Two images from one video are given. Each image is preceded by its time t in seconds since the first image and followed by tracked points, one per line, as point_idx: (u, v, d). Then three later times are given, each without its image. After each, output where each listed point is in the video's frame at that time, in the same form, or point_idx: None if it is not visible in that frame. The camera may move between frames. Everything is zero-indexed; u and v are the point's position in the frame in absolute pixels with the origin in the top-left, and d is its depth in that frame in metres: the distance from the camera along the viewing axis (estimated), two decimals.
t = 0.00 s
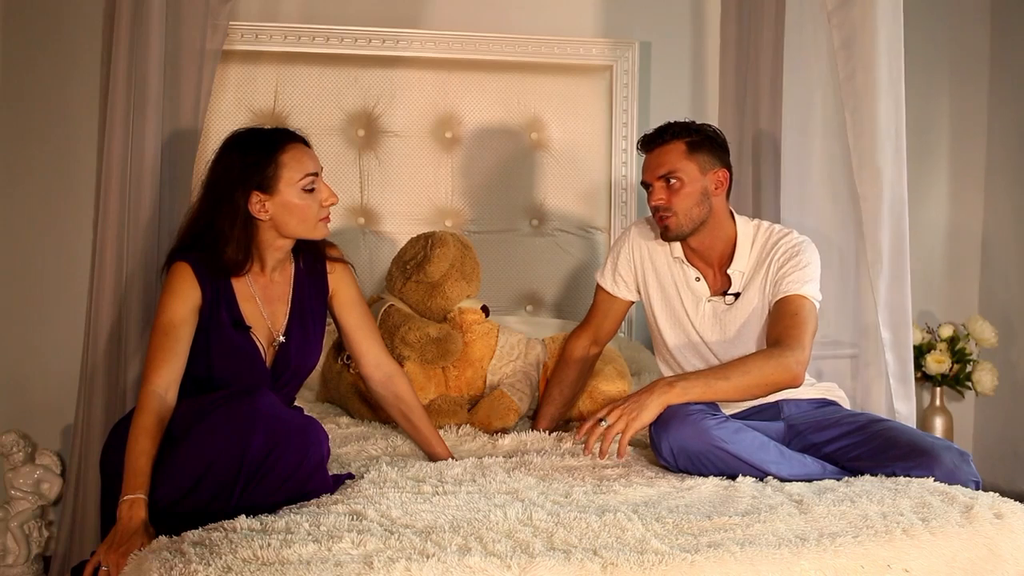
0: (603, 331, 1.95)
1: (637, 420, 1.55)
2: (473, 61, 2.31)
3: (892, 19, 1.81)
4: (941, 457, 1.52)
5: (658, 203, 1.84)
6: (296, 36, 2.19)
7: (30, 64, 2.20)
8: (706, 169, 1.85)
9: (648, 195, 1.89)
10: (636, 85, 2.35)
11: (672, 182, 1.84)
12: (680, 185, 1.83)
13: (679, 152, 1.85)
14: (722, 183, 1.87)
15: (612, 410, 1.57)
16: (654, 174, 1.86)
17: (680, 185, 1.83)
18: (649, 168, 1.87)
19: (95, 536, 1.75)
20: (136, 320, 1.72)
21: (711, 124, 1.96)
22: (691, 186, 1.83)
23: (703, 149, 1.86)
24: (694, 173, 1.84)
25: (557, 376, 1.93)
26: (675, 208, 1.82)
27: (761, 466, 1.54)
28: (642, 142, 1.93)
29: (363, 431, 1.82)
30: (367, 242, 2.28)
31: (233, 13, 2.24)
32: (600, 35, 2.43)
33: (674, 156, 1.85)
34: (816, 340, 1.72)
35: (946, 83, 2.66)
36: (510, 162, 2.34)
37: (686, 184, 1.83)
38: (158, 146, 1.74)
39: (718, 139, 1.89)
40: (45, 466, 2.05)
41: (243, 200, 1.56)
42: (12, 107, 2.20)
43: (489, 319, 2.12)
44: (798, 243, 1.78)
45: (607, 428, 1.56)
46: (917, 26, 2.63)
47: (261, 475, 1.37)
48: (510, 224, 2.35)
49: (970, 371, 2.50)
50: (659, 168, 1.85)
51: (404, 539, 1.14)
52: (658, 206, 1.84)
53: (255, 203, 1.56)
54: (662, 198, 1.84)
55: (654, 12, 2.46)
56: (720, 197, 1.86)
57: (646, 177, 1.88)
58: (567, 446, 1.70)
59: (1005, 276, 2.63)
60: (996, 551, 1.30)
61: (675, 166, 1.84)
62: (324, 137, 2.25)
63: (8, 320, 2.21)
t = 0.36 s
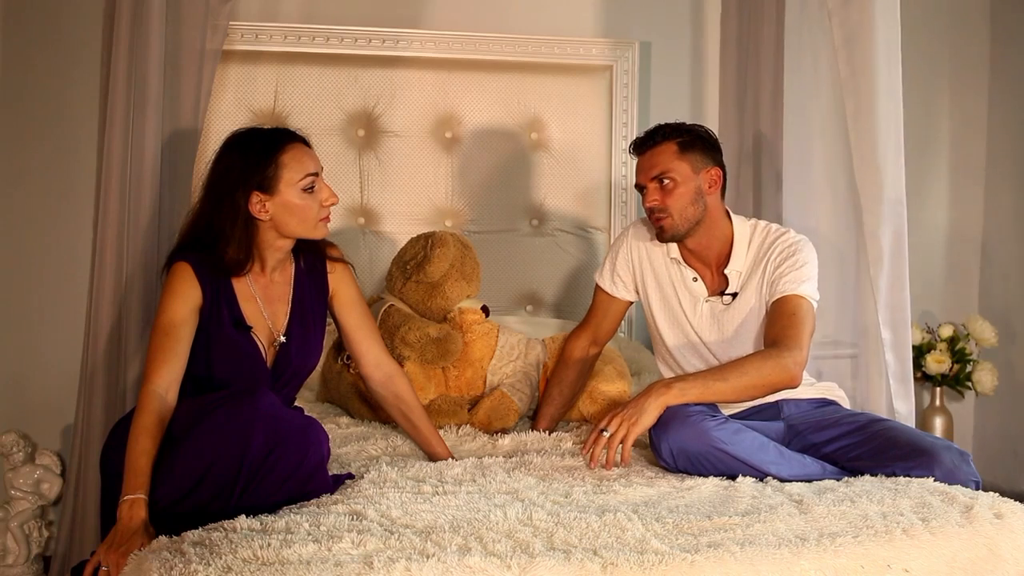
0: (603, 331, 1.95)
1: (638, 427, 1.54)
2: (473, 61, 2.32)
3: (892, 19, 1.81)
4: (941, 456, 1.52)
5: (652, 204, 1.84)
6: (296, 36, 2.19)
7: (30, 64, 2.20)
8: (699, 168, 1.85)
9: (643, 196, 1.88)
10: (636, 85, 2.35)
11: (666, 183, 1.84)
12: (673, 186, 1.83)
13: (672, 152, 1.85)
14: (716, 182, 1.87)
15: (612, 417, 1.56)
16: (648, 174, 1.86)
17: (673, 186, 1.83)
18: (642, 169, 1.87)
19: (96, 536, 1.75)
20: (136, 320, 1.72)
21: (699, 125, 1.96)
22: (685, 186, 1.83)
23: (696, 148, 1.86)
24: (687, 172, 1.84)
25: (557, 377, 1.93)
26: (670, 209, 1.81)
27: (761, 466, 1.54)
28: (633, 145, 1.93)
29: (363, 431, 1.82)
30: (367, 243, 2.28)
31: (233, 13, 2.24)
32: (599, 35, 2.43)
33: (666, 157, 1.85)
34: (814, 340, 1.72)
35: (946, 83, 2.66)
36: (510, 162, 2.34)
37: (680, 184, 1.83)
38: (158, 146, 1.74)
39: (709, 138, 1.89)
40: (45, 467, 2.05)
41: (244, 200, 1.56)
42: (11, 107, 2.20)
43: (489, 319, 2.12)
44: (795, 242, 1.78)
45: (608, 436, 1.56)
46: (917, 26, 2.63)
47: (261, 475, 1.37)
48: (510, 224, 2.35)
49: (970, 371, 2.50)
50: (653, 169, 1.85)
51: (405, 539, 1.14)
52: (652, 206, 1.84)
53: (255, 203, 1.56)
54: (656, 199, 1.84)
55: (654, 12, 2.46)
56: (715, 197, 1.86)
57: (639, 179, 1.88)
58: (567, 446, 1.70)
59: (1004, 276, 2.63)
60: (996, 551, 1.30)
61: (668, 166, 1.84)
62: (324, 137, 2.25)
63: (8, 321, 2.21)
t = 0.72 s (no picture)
0: (604, 331, 1.94)
1: (638, 424, 1.54)
2: (473, 61, 2.31)
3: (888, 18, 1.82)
4: (941, 457, 1.52)
5: (654, 207, 1.84)
6: (295, 37, 2.19)
7: (30, 64, 2.20)
8: (701, 170, 1.85)
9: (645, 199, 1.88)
10: (636, 85, 2.35)
11: (668, 185, 1.83)
12: (676, 188, 1.83)
13: (674, 154, 1.85)
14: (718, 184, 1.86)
15: (612, 414, 1.56)
16: (650, 177, 1.86)
17: (676, 188, 1.83)
18: (644, 171, 1.87)
19: (96, 535, 1.75)
20: (136, 319, 1.72)
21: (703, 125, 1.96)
22: (688, 188, 1.83)
23: (698, 151, 1.85)
24: (689, 174, 1.84)
25: (557, 377, 1.93)
26: (672, 211, 1.82)
27: (761, 467, 1.54)
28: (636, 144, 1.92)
29: (363, 431, 1.82)
30: (367, 243, 2.28)
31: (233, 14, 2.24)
32: (599, 35, 2.43)
33: (668, 158, 1.85)
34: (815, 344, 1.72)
35: (946, 83, 2.65)
36: (510, 162, 2.34)
37: (682, 186, 1.83)
38: (158, 146, 1.74)
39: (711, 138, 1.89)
40: (46, 466, 2.05)
41: (243, 199, 1.56)
42: (11, 107, 2.20)
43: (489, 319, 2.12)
44: (796, 245, 1.77)
45: (607, 431, 1.56)
46: (917, 26, 2.63)
47: (261, 475, 1.37)
48: (510, 224, 2.35)
49: (970, 371, 2.50)
50: (654, 172, 1.85)
51: (405, 539, 1.14)
52: (655, 209, 1.84)
53: (256, 203, 1.56)
54: (659, 201, 1.84)
55: (654, 12, 2.46)
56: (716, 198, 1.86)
57: (642, 181, 1.88)
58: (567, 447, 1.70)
59: (1004, 276, 2.63)
60: (997, 551, 1.30)
61: (670, 169, 1.84)
62: (324, 137, 2.25)
63: (8, 321, 2.21)
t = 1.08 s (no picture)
0: (604, 331, 1.94)
1: (638, 426, 1.56)
2: (473, 62, 2.31)
3: (881, 17, 1.81)
4: (941, 457, 1.52)
5: (656, 211, 1.82)
6: (296, 37, 2.19)
7: (30, 65, 2.20)
8: (703, 174, 1.84)
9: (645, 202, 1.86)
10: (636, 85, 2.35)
11: (670, 189, 1.82)
12: (678, 192, 1.81)
13: (676, 157, 1.83)
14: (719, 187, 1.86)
15: (612, 417, 1.58)
16: (651, 181, 1.84)
17: (677, 192, 1.81)
18: (645, 175, 1.85)
19: (96, 535, 1.75)
20: (136, 319, 1.72)
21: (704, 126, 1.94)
22: (690, 192, 1.82)
23: (698, 153, 1.84)
24: (691, 178, 1.82)
25: (557, 377, 1.93)
26: (674, 215, 1.80)
27: (761, 468, 1.54)
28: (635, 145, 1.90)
29: (363, 431, 1.82)
30: (367, 243, 2.28)
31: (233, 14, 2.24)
32: (599, 35, 2.43)
33: (670, 162, 1.83)
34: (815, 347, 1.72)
35: (946, 83, 2.65)
36: (510, 162, 2.34)
37: (684, 190, 1.81)
38: (158, 146, 1.74)
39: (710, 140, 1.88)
40: (45, 467, 2.05)
41: (243, 199, 1.56)
42: (11, 107, 2.20)
43: (489, 319, 2.12)
44: (796, 246, 1.78)
45: (607, 434, 1.57)
46: (917, 25, 2.63)
47: (261, 476, 1.37)
48: (510, 224, 2.35)
49: (970, 371, 2.50)
50: (655, 175, 1.83)
51: (405, 539, 1.14)
52: (657, 213, 1.82)
53: (255, 203, 1.56)
54: (661, 205, 1.82)
55: (654, 11, 2.46)
56: (716, 201, 1.85)
57: (642, 184, 1.85)
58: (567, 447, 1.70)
59: (1004, 277, 2.63)
60: (997, 551, 1.30)
61: (672, 172, 1.82)
62: (324, 137, 2.25)
63: (8, 321, 2.21)
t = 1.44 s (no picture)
0: (603, 331, 1.94)
1: (637, 424, 1.57)
2: (473, 61, 2.31)
3: (883, 17, 1.80)
4: (941, 457, 1.52)
5: (668, 217, 1.79)
6: (295, 37, 2.19)
7: (30, 65, 2.20)
8: (708, 175, 1.82)
9: (650, 207, 1.83)
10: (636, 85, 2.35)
11: (680, 193, 1.79)
12: (688, 195, 1.79)
13: (683, 160, 1.80)
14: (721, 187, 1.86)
15: (611, 413, 1.59)
16: (660, 186, 1.80)
17: (688, 196, 1.79)
18: (652, 181, 1.81)
19: (96, 535, 1.75)
20: (136, 319, 1.72)
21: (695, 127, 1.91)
22: (699, 194, 1.80)
23: (703, 156, 1.82)
24: (699, 181, 1.80)
25: (557, 377, 1.93)
26: (686, 219, 1.78)
27: (761, 468, 1.54)
28: (635, 150, 1.86)
29: (363, 431, 1.82)
30: (367, 242, 2.28)
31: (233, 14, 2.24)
32: (599, 35, 2.43)
33: (678, 166, 1.80)
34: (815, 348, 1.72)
35: (946, 83, 2.65)
36: (510, 162, 2.34)
37: (694, 193, 1.79)
38: (158, 147, 1.74)
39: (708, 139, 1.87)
40: (45, 467, 2.06)
41: (247, 200, 1.56)
42: (11, 107, 2.20)
43: (489, 319, 2.12)
44: (796, 247, 1.78)
45: (605, 429, 1.58)
46: (917, 25, 2.63)
47: (261, 476, 1.37)
48: (510, 224, 2.35)
49: (970, 371, 2.50)
50: (665, 180, 1.79)
51: (404, 539, 1.14)
52: (668, 219, 1.79)
53: (259, 204, 1.56)
54: (671, 209, 1.79)
55: (654, 11, 2.46)
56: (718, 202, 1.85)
57: (649, 189, 1.81)
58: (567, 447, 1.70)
59: (1004, 277, 2.63)
60: (996, 551, 1.30)
61: (682, 176, 1.79)
62: (324, 137, 2.25)
63: (8, 321, 2.22)
